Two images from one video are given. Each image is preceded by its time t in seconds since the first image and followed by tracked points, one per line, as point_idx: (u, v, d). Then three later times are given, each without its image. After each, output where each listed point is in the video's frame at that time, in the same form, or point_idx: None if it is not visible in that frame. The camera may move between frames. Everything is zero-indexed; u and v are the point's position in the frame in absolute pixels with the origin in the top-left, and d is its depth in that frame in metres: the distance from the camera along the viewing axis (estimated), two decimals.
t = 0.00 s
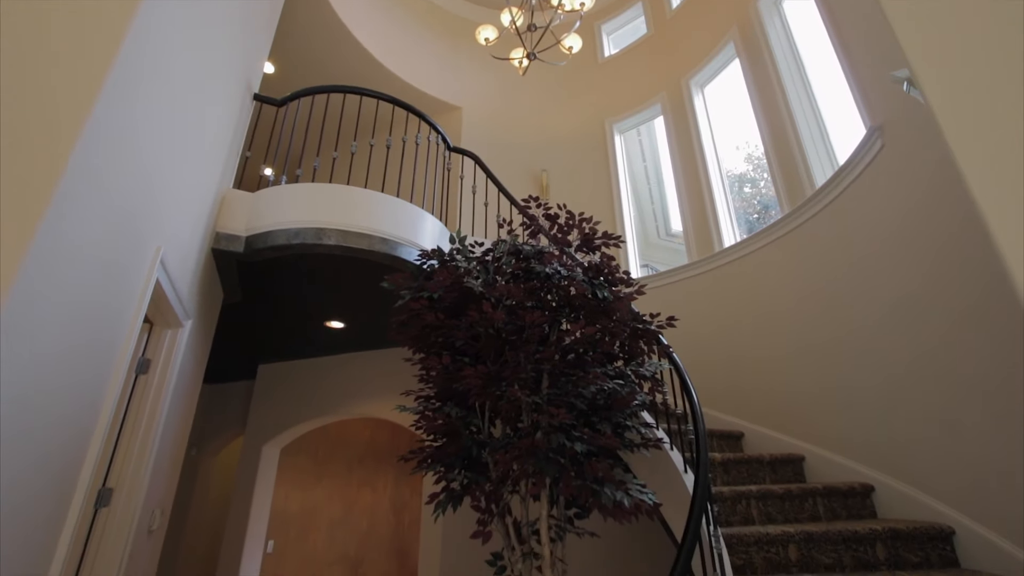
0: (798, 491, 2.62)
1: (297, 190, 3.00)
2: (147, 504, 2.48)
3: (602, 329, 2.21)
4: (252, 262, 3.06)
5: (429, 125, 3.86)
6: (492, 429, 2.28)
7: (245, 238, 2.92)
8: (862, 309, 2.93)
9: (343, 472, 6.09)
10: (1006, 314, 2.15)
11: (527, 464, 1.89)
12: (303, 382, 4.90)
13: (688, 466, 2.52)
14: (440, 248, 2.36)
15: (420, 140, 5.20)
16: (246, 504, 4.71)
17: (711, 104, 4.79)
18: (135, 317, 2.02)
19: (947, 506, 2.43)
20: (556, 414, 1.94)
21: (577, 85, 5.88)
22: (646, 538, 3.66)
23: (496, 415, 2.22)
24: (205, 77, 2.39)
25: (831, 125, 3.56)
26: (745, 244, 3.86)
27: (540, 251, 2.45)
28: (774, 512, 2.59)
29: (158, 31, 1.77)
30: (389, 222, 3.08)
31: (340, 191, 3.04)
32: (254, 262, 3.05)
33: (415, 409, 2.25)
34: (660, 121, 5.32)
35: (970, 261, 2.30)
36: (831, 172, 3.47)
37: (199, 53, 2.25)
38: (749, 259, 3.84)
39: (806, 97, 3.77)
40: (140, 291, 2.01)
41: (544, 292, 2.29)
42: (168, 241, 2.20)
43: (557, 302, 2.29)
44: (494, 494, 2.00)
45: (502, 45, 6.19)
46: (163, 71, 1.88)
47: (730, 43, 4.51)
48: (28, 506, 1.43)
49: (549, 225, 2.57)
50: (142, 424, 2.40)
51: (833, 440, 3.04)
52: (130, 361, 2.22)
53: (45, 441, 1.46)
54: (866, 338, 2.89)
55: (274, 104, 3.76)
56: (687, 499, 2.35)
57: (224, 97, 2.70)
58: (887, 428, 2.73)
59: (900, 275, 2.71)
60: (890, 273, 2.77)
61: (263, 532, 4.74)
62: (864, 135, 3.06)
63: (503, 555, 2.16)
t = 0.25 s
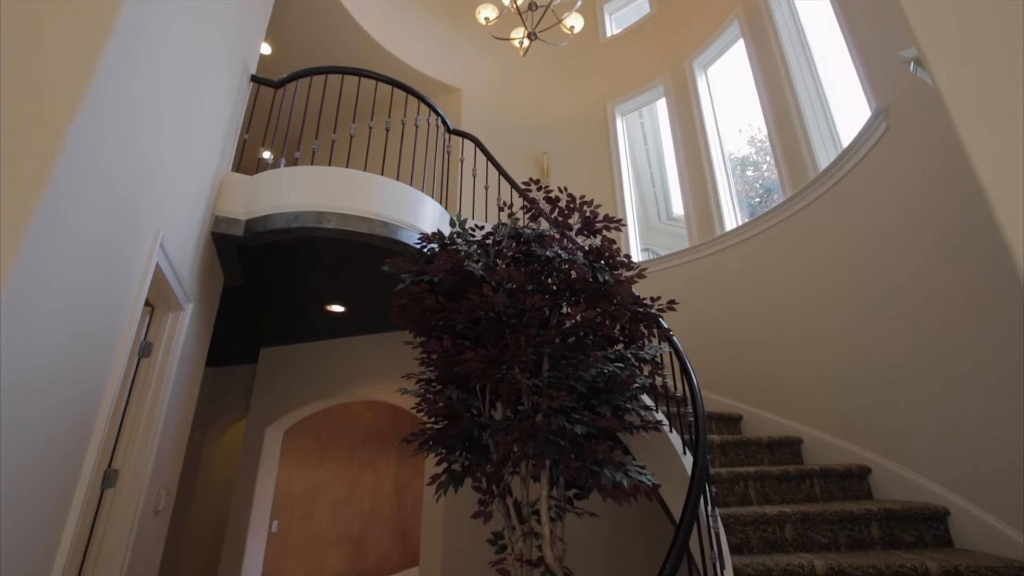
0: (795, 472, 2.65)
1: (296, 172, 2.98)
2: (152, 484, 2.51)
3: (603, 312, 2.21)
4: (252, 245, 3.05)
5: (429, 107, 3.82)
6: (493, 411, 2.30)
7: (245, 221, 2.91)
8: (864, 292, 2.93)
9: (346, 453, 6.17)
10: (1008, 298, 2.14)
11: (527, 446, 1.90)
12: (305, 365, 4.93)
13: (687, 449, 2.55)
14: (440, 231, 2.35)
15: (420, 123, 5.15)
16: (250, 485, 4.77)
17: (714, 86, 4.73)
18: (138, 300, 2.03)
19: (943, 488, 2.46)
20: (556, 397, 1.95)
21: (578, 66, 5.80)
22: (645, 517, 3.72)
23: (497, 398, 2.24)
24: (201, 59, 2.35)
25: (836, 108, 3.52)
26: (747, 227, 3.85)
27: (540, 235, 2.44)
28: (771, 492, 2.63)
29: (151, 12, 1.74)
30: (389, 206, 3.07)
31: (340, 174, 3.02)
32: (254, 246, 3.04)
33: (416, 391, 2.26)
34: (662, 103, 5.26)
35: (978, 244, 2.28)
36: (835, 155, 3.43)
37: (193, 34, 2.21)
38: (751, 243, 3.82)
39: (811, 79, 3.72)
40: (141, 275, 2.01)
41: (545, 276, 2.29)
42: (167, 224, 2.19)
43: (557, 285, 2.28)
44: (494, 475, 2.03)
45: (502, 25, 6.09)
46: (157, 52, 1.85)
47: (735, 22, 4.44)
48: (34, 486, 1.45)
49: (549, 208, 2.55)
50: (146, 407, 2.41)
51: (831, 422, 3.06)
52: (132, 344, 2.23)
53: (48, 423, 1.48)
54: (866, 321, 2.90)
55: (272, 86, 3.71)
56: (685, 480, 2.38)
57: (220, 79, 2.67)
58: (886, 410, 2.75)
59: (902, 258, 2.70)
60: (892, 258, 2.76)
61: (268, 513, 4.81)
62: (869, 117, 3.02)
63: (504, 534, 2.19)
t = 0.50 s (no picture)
0: (793, 453, 2.67)
1: (295, 154, 2.95)
2: (159, 465, 2.55)
3: (604, 295, 2.21)
4: (252, 228, 3.04)
5: (429, 87, 3.76)
6: (494, 393, 2.32)
7: (245, 204, 2.90)
8: (867, 275, 2.92)
9: (349, 435, 6.24)
10: (1013, 281, 2.13)
11: (528, 427, 1.92)
12: (308, 348, 4.95)
13: (687, 430, 2.57)
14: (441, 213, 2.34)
15: (420, 104, 5.09)
16: (255, 466, 4.84)
17: (719, 66, 4.65)
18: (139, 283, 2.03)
19: (940, 468, 2.48)
20: (557, 378, 1.97)
21: (581, 45, 5.71)
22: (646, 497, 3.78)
23: (498, 380, 2.25)
24: (197, 37, 2.31)
25: (842, 88, 3.46)
26: (750, 210, 3.82)
27: (542, 217, 2.43)
28: (769, 472, 2.66)
29: None
30: (390, 188, 3.05)
31: (340, 156, 3.00)
32: (255, 228, 3.04)
33: (418, 373, 2.28)
34: (666, 83, 5.18)
35: (983, 227, 2.27)
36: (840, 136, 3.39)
37: (189, 12, 2.16)
38: (753, 225, 3.80)
39: (817, 59, 3.66)
40: (142, 258, 2.01)
41: (546, 258, 2.28)
42: (167, 207, 2.18)
43: (559, 268, 2.28)
44: (496, 455, 2.05)
45: (503, 2, 5.97)
46: (152, 31, 1.81)
47: None
48: (41, 467, 1.48)
49: (551, 190, 2.53)
50: (150, 389, 2.43)
51: (831, 404, 3.08)
52: (135, 326, 2.24)
53: (54, 406, 1.49)
54: (868, 303, 2.90)
55: (270, 66, 3.66)
56: (684, 460, 2.41)
57: (217, 59, 2.63)
58: (886, 392, 2.77)
59: (906, 241, 2.69)
60: (897, 240, 2.75)
61: (273, 492, 4.89)
62: (875, 97, 2.98)
63: (505, 513, 2.23)
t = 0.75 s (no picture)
0: (793, 434, 2.70)
1: (295, 136, 2.92)
2: (165, 446, 2.58)
3: (606, 277, 2.20)
4: (253, 211, 3.02)
5: (429, 67, 3.70)
6: (496, 375, 2.33)
7: (246, 186, 2.88)
8: (871, 258, 2.91)
9: (353, 416, 6.30)
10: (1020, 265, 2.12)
11: (531, 409, 1.93)
12: (311, 331, 4.98)
13: (688, 411, 2.59)
14: (442, 195, 2.32)
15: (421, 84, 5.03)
16: (261, 447, 4.90)
17: (725, 44, 4.57)
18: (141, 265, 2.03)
19: (939, 450, 2.50)
20: (559, 360, 1.97)
21: (583, 23, 5.60)
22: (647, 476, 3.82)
23: (500, 362, 2.26)
24: (193, 15, 2.27)
25: (850, 67, 3.40)
26: (754, 192, 3.79)
27: (544, 199, 2.41)
28: (769, 453, 2.68)
29: None
30: (391, 170, 3.02)
31: (340, 137, 2.97)
32: (256, 211, 3.03)
33: (421, 355, 2.29)
34: (670, 63, 5.10)
35: (991, 210, 2.24)
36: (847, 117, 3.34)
37: None
38: (757, 208, 3.77)
39: (825, 37, 3.59)
40: (143, 240, 2.00)
41: (549, 240, 2.27)
42: (167, 190, 2.17)
43: (561, 250, 2.27)
44: (498, 436, 2.07)
45: None
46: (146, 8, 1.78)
47: None
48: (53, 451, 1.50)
49: (553, 171, 2.51)
50: (156, 371, 2.45)
51: (833, 386, 3.10)
52: (138, 310, 2.24)
53: (62, 390, 1.51)
54: (873, 286, 2.89)
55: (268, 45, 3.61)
56: (685, 441, 2.43)
57: (214, 38, 2.58)
58: (888, 374, 2.78)
59: (913, 224, 2.67)
60: (903, 223, 2.73)
61: (279, 472, 4.96)
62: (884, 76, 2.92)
63: (508, 493, 2.26)
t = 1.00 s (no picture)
0: (794, 417, 2.71)
1: (296, 119, 2.90)
2: (172, 428, 2.61)
3: (609, 261, 2.20)
4: (254, 194, 3.01)
5: (430, 47, 3.65)
6: (499, 358, 2.34)
7: (246, 170, 2.86)
8: (876, 241, 2.89)
9: (356, 399, 6.35)
10: None
11: (533, 391, 1.94)
12: (314, 314, 4.99)
13: (690, 394, 2.60)
14: (444, 178, 2.31)
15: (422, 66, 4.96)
16: (267, 429, 4.96)
17: (731, 23, 4.48)
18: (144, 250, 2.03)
19: (940, 432, 2.52)
20: (562, 343, 1.98)
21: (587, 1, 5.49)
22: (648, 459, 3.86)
23: (503, 345, 2.26)
24: None
25: (859, 47, 3.34)
26: (759, 174, 3.75)
27: (547, 182, 2.39)
28: (770, 436, 2.70)
29: None
30: (393, 153, 3.00)
31: (341, 120, 2.94)
32: (257, 195, 3.01)
33: (424, 339, 2.30)
34: (675, 43, 5.03)
35: (998, 193, 2.22)
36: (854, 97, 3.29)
37: None
38: (762, 190, 3.74)
39: (834, 15, 3.52)
40: (145, 225, 2.00)
41: (551, 224, 2.26)
42: (168, 173, 2.16)
43: (564, 234, 2.26)
44: (501, 418, 2.09)
45: None
46: None
47: None
48: (62, 435, 1.52)
49: (555, 154, 2.48)
50: (161, 356, 2.46)
51: (835, 369, 3.10)
52: (142, 294, 2.25)
53: (69, 375, 1.52)
54: (878, 269, 2.87)
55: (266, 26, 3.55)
56: (686, 423, 2.45)
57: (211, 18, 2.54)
58: (890, 357, 2.78)
59: (919, 207, 2.64)
60: (908, 206, 2.70)
61: (285, 454, 5.03)
62: (893, 55, 2.87)
63: (510, 474, 2.28)
